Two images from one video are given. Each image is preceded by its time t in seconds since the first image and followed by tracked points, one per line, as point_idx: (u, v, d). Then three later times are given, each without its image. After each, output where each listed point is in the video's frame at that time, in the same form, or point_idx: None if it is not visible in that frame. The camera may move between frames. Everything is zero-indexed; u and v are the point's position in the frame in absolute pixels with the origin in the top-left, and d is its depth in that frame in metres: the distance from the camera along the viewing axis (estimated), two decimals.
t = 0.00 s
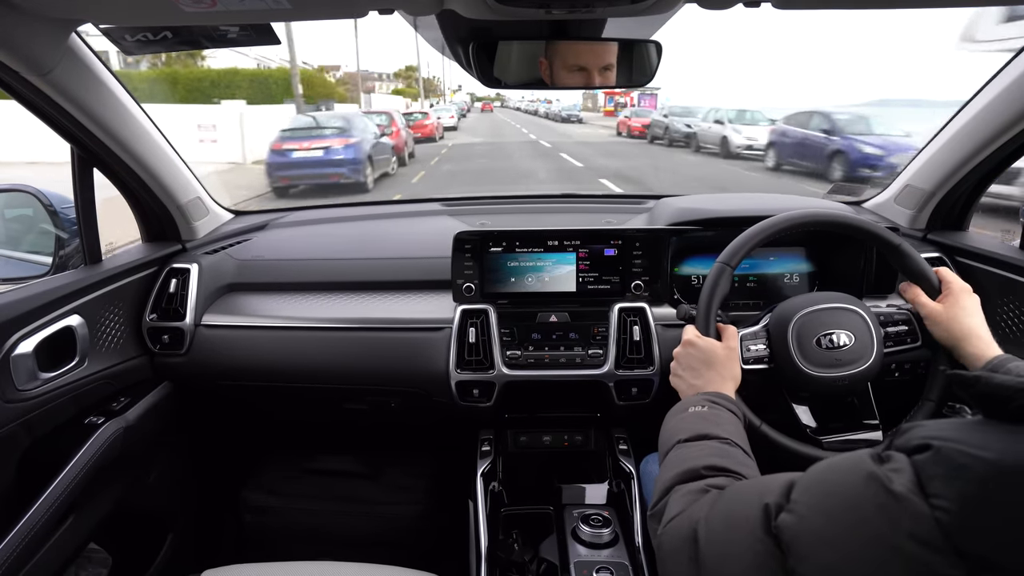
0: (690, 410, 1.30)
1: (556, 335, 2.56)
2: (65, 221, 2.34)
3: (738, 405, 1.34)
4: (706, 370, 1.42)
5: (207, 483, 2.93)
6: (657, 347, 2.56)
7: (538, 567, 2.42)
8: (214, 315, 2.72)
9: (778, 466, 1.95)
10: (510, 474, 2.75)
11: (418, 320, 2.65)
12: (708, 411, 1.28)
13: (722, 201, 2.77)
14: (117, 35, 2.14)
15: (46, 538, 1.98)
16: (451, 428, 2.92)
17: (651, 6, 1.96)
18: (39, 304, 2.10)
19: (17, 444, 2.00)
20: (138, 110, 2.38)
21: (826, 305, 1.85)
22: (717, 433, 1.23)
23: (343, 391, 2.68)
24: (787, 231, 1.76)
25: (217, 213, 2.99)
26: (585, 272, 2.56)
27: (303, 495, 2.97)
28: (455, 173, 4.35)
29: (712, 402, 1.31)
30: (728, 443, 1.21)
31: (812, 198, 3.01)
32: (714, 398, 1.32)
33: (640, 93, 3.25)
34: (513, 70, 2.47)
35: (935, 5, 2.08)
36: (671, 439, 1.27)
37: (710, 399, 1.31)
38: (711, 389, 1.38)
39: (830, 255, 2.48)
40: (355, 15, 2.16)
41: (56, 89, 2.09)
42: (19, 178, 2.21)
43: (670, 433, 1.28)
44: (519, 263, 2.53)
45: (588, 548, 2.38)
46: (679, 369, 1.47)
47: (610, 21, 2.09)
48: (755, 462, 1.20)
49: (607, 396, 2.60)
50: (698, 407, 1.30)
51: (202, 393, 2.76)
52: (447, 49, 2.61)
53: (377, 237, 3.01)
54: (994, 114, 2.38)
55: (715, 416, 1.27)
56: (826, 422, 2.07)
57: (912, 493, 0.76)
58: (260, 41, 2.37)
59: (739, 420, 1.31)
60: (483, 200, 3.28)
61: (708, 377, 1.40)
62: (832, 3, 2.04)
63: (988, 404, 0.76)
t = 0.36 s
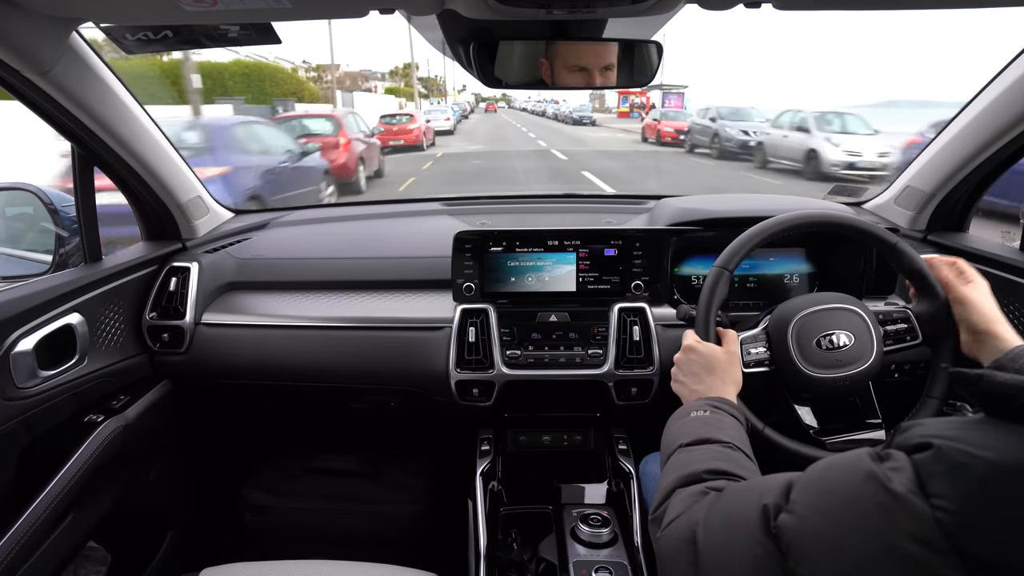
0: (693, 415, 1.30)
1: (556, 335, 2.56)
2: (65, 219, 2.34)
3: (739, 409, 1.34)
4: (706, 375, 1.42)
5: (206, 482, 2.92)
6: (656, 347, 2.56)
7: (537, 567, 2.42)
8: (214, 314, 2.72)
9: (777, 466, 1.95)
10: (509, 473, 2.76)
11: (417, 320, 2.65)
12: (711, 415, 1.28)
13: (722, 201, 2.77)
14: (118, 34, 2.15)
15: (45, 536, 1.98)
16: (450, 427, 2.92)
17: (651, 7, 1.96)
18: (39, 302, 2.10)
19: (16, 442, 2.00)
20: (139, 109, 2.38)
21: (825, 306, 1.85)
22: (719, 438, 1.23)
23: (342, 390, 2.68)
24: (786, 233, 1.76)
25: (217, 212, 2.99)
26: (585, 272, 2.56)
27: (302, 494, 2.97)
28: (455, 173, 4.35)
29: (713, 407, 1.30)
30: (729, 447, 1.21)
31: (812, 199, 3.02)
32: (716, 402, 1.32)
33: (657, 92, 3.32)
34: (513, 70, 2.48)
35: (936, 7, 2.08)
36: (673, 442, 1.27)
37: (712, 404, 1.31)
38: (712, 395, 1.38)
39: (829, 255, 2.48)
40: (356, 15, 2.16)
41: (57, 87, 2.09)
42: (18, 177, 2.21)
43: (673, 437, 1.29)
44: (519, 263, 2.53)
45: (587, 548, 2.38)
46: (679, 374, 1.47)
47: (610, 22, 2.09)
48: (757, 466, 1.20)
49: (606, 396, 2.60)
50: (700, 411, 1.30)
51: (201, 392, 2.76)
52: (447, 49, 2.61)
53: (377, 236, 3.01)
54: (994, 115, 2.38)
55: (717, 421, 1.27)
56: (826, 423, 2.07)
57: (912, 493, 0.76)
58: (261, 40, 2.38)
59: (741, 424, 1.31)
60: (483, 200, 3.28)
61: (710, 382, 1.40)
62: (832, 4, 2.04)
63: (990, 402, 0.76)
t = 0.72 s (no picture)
0: (692, 416, 1.30)
1: (556, 336, 2.56)
2: (65, 220, 2.34)
3: (739, 411, 1.34)
4: (706, 377, 1.42)
5: (206, 482, 2.93)
6: (656, 348, 2.56)
7: (537, 567, 2.42)
8: (214, 315, 2.72)
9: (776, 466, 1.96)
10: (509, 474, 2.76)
11: (417, 320, 2.65)
12: (711, 416, 1.28)
13: (721, 202, 2.77)
14: (118, 34, 2.15)
15: (45, 538, 1.98)
16: (450, 428, 2.92)
17: (651, 8, 1.96)
18: (40, 303, 2.10)
19: (16, 443, 2.00)
20: (139, 110, 2.39)
21: (825, 306, 1.85)
22: (720, 439, 1.23)
23: (342, 391, 2.68)
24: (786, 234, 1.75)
25: (217, 212, 2.99)
26: (585, 272, 2.56)
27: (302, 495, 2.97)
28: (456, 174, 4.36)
29: (713, 408, 1.30)
30: (730, 449, 1.21)
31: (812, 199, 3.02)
32: (716, 404, 1.32)
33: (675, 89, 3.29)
34: (513, 70, 2.48)
35: (937, 7, 2.08)
36: (674, 444, 1.27)
37: (712, 406, 1.31)
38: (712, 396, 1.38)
39: (829, 256, 2.49)
40: (356, 15, 2.16)
41: (57, 88, 2.10)
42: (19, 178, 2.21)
43: (673, 438, 1.28)
44: (519, 263, 2.53)
45: (586, 548, 2.38)
46: (679, 377, 1.47)
47: (610, 22, 2.09)
48: (757, 468, 1.20)
49: (606, 397, 2.60)
50: (700, 413, 1.30)
51: (201, 393, 2.76)
52: (448, 50, 2.62)
53: (378, 237, 3.01)
54: (994, 115, 2.38)
55: (718, 422, 1.27)
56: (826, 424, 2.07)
57: (914, 491, 0.76)
58: (261, 41, 2.38)
59: (742, 426, 1.31)
60: (484, 200, 3.28)
61: (710, 384, 1.40)
62: (832, 4, 2.04)
63: (991, 400, 0.76)
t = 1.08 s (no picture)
0: (690, 410, 1.30)
1: (556, 335, 2.57)
2: (64, 221, 2.34)
3: (738, 405, 1.35)
4: (705, 369, 1.42)
5: (207, 483, 2.93)
6: (656, 347, 2.56)
7: (537, 566, 2.42)
8: (214, 315, 2.73)
9: (776, 465, 1.96)
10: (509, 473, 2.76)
11: (417, 320, 2.65)
12: (709, 410, 1.28)
13: (721, 201, 2.77)
14: (117, 35, 2.15)
15: (45, 539, 1.98)
16: (450, 428, 2.92)
17: (649, 7, 1.96)
18: (40, 303, 2.10)
19: (17, 444, 2.00)
20: (138, 110, 2.39)
21: (825, 304, 1.86)
22: (718, 433, 1.23)
23: (342, 391, 2.68)
24: (786, 231, 1.76)
25: (217, 212, 2.99)
26: (585, 271, 2.57)
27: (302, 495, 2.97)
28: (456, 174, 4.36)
29: (712, 402, 1.31)
30: (729, 443, 1.21)
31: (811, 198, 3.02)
32: (715, 398, 1.32)
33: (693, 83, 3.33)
34: (512, 70, 2.47)
35: (935, 6, 2.08)
36: (672, 438, 1.27)
37: (710, 399, 1.32)
38: (711, 390, 1.38)
39: (828, 254, 2.49)
40: (355, 16, 2.16)
41: (56, 89, 2.09)
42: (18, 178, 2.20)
43: (672, 433, 1.29)
44: (518, 263, 2.53)
45: (587, 547, 2.38)
46: (678, 369, 1.47)
47: (609, 21, 2.09)
48: (756, 462, 1.20)
49: (606, 395, 2.60)
50: (699, 407, 1.30)
51: (201, 393, 2.76)
52: (448, 50, 2.62)
53: (377, 237, 3.01)
54: (993, 113, 2.38)
55: (716, 416, 1.27)
56: (826, 422, 2.07)
57: (915, 487, 0.77)
58: (260, 42, 2.38)
59: (740, 420, 1.31)
60: (484, 200, 3.28)
61: (708, 377, 1.41)
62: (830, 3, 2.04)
63: (990, 398, 0.77)
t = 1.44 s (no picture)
0: (691, 411, 1.30)
1: (557, 335, 2.57)
2: (66, 222, 2.34)
3: (738, 405, 1.35)
4: (706, 369, 1.42)
5: (208, 483, 2.93)
6: (657, 346, 2.56)
7: (538, 566, 2.42)
8: (214, 315, 2.73)
9: (778, 464, 1.96)
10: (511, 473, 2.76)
11: (418, 320, 2.65)
12: (710, 411, 1.28)
13: (721, 201, 2.77)
14: (117, 36, 2.15)
15: (46, 539, 1.98)
16: (452, 428, 2.92)
17: (649, 7, 1.96)
18: (41, 304, 2.10)
19: (17, 444, 2.00)
20: (138, 111, 2.38)
21: (826, 305, 1.85)
22: (719, 434, 1.23)
23: (343, 391, 2.68)
24: (788, 230, 1.75)
25: (217, 213, 3.00)
26: (585, 272, 2.57)
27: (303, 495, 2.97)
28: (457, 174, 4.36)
29: (712, 403, 1.31)
30: (729, 443, 1.21)
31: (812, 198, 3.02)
32: (715, 399, 1.32)
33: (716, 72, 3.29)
34: (512, 70, 2.47)
35: (935, 6, 2.08)
36: (673, 439, 1.27)
37: (711, 400, 1.32)
38: (712, 390, 1.38)
39: (828, 254, 2.49)
40: (355, 16, 2.15)
41: (56, 90, 2.09)
42: (20, 179, 2.21)
43: (672, 434, 1.28)
44: (519, 263, 2.53)
45: (588, 547, 2.38)
46: (679, 369, 1.47)
47: (609, 22, 2.09)
48: (757, 463, 1.20)
49: (607, 395, 2.60)
50: (699, 407, 1.30)
51: (202, 393, 2.76)
52: (448, 50, 2.61)
53: (378, 237, 3.01)
54: (994, 113, 2.38)
55: (716, 416, 1.27)
56: (827, 422, 2.07)
57: (913, 492, 0.77)
58: (260, 42, 2.38)
59: (740, 420, 1.31)
60: (485, 200, 3.28)
61: (710, 377, 1.41)
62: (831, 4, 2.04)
63: (988, 402, 0.77)
